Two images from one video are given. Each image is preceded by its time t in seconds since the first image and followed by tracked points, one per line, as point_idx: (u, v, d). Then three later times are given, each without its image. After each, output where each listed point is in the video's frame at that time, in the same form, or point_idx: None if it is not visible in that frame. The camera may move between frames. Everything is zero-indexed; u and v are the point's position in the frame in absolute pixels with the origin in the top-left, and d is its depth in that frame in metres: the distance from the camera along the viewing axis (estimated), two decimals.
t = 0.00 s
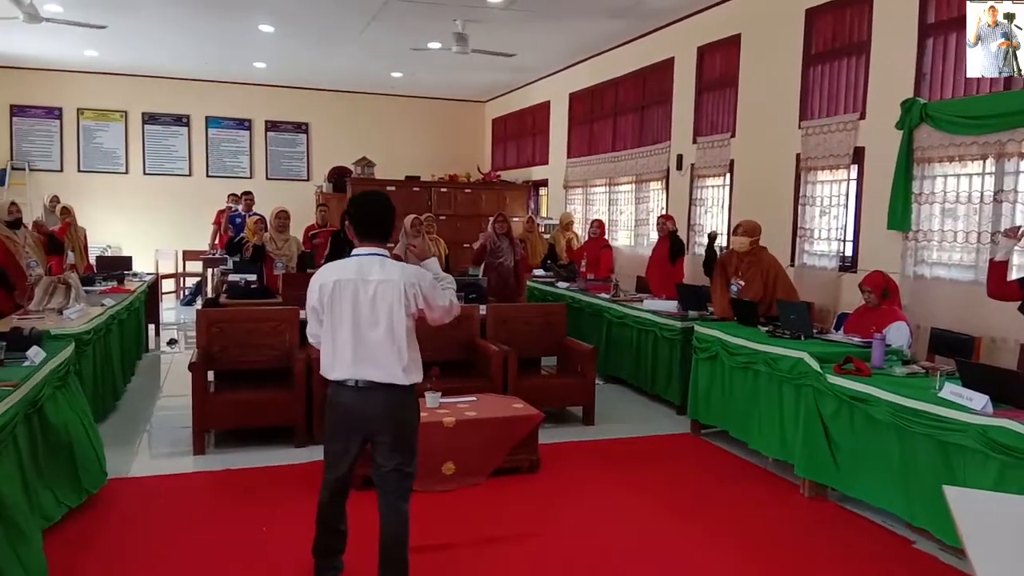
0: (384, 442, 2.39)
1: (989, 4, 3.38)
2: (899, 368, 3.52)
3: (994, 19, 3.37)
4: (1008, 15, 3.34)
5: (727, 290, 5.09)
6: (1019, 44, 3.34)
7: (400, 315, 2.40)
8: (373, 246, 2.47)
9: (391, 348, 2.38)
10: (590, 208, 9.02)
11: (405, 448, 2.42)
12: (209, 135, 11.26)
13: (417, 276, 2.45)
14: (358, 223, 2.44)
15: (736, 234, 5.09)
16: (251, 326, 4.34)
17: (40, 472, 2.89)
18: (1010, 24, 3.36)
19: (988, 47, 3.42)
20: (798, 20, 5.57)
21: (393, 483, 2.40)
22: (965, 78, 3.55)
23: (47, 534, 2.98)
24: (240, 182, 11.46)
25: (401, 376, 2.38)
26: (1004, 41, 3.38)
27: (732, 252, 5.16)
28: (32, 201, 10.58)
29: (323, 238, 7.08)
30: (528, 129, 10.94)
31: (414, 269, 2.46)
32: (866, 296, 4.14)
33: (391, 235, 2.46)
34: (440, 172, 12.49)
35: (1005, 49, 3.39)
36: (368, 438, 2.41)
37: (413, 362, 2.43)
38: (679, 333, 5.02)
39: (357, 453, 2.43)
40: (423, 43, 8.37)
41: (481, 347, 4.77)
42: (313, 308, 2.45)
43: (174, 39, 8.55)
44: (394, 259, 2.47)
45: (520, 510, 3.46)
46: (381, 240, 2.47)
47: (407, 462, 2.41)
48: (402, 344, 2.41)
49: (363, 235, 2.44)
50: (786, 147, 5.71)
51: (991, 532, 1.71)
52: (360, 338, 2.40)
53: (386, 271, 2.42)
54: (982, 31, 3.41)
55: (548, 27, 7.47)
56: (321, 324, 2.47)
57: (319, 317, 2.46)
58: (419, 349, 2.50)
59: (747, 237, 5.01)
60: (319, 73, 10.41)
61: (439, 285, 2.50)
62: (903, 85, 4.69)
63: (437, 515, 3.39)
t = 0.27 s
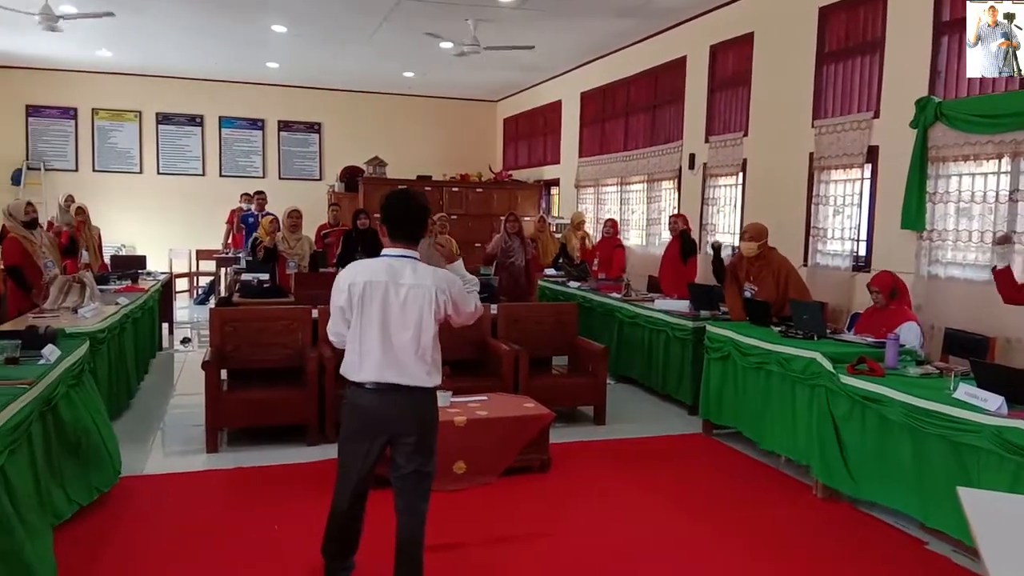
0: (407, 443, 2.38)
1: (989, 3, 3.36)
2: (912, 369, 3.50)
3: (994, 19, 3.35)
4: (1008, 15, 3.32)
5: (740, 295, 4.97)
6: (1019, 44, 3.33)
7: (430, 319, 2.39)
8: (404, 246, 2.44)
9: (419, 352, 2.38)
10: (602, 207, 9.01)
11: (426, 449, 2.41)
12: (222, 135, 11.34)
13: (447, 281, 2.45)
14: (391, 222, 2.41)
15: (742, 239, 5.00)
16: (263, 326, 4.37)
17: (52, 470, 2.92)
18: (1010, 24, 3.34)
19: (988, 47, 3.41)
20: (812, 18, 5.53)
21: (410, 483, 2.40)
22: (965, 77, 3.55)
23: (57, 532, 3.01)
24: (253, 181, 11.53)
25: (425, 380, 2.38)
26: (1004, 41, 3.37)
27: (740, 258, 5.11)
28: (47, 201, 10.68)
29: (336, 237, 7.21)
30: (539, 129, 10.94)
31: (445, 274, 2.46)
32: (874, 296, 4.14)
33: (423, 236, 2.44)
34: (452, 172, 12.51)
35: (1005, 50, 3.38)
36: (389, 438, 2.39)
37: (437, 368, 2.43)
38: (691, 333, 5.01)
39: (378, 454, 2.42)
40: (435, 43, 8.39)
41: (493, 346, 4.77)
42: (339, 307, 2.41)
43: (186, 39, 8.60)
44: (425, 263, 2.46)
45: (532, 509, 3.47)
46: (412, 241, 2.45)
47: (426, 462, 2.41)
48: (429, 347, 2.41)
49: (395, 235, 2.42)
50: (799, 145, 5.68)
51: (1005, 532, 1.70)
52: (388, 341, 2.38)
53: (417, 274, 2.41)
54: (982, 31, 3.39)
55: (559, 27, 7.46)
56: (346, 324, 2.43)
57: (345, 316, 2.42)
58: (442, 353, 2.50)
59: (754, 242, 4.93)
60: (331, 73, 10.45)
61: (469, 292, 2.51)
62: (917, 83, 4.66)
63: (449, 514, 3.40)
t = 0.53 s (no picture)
0: (423, 443, 2.39)
1: (990, 4, 3.42)
2: (928, 369, 3.47)
3: (994, 19, 3.40)
4: (1008, 15, 3.37)
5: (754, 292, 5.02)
6: (1019, 44, 3.37)
7: (447, 321, 2.41)
8: (422, 249, 2.45)
9: (436, 354, 2.39)
10: (615, 207, 9.00)
11: (440, 449, 2.42)
12: (237, 136, 11.42)
13: (464, 283, 2.46)
14: (407, 224, 2.41)
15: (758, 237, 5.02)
16: (278, 325, 4.40)
17: (68, 467, 2.95)
18: (1010, 24, 3.39)
19: (988, 47, 3.45)
20: (827, 17, 5.49)
21: (425, 483, 2.40)
22: (966, 78, 3.55)
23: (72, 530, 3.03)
24: (268, 181, 11.60)
25: (441, 381, 2.40)
26: (1004, 41, 3.41)
27: (756, 256, 5.11)
28: (65, 201, 10.80)
29: (349, 236, 7.26)
30: (553, 128, 10.94)
31: (462, 276, 2.47)
32: (885, 298, 4.12)
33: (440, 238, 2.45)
34: (465, 172, 12.54)
35: (1005, 50, 3.42)
36: (405, 438, 2.40)
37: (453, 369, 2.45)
38: (704, 333, 4.99)
39: (393, 454, 2.43)
40: (449, 44, 8.41)
41: (505, 346, 4.78)
42: (355, 308, 2.42)
43: (202, 41, 8.68)
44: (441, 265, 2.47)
45: (545, 509, 3.47)
46: (429, 242, 2.45)
47: (440, 462, 2.42)
48: (445, 350, 2.42)
49: (413, 238, 2.43)
50: (814, 145, 5.65)
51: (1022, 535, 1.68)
52: (404, 342, 2.39)
53: (433, 276, 2.42)
54: (982, 31, 3.43)
55: (573, 26, 7.45)
56: (362, 325, 2.44)
57: (362, 318, 2.43)
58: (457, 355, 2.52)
59: (770, 239, 4.93)
60: (345, 74, 10.50)
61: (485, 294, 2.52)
62: (934, 82, 4.62)
63: (461, 514, 3.41)
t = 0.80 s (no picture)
0: (431, 441, 2.40)
1: (990, 3, 3.54)
2: (945, 371, 3.44)
3: (994, 19, 3.54)
4: (1008, 15, 3.50)
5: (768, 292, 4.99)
6: (1019, 44, 3.51)
7: (452, 321, 2.40)
8: (427, 249, 2.45)
9: (442, 354, 2.39)
10: (629, 207, 8.98)
11: (449, 447, 2.43)
12: (253, 137, 11.50)
13: (470, 284, 2.46)
14: (414, 224, 2.42)
15: (779, 233, 5.00)
16: (293, 324, 4.43)
17: (84, 466, 2.98)
18: (1010, 25, 3.53)
19: (988, 47, 3.60)
20: (844, 15, 5.46)
21: (434, 482, 2.41)
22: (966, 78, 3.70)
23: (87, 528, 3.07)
24: (283, 182, 11.68)
25: (447, 381, 2.39)
26: (1004, 41, 3.55)
27: (774, 252, 5.09)
28: (82, 201, 10.91)
29: (363, 236, 7.29)
30: (566, 128, 10.94)
31: (468, 276, 2.46)
32: (898, 298, 4.10)
33: (445, 238, 2.45)
34: (478, 172, 12.56)
35: (1005, 50, 3.56)
36: (414, 436, 2.41)
37: (460, 369, 2.44)
38: (719, 333, 4.97)
39: (402, 452, 2.44)
40: (463, 44, 8.43)
41: (518, 346, 4.79)
42: (362, 309, 2.44)
43: (218, 42, 8.76)
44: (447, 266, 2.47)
45: (558, 509, 3.47)
46: (435, 242, 2.45)
47: (449, 461, 2.42)
48: (451, 350, 2.41)
49: (418, 238, 2.43)
50: (830, 144, 5.61)
51: None
52: (410, 342, 2.40)
53: (439, 277, 2.42)
54: (982, 30, 3.58)
55: (586, 26, 7.44)
56: (369, 325, 2.46)
57: (369, 318, 2.45)
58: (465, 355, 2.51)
59: (789, 236, 4.94)
60: (360, 74, 10.55)
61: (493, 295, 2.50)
62: (951, 81, 4.57)
63: (474, 513, 3.42)
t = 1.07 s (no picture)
0: (438, 440, 2.40)
1: (990, 4, 3.86)
2: (963, 372, 3.40)
3: (995, 19, 3.85)
4: (1007, 16, 3.80)
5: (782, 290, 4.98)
6: (1017, 44, 3.81)
7: (456, 319, 2.40)
8: (434, 248, 2.46)
9: (446, 353, 2.39)
10: (643, 206, 8.96)
11: (458, 445, 2.43)
12: (268, 136, 11.58)
13: (476, 283, 2.44)
14: (419, 224, 2.43)
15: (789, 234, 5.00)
16: (309, 323, 4.46)
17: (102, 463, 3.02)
18: (1009, 25, 3.83)
19: (989, 46, 3.94)
20: (861, 13, 5.42)
21: (445, 480, 2.41)
22: (969, 75, 4.08)
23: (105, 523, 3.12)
24: (298, 181, 11.75)
25: (452, 380, 2.39)
26: (1004, 40, 3.86)
27: (788, 253, 5.07)
28: (101, 201, 11.02)
29: (378, 236, 7.33)
30: (580, 127, 10.93)
31: (473, 274, 2.44)
32: (915, 299, 4.06)
33: (451, 236, 2.45)
34: (492, 172, 12.58)
35: (1005, 49, 3.88)
36: (422, 434, 2.42)
37: (465, 368, 2.43)
38: (734, 333, 4.94)
39: (411, 449, 2.45)
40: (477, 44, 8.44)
41: (532, 345, 4.79)
42: (371, 306, 2.48)
43: (236, 43, 8.85)
44: (454, 265, 2.46)
45: (571, 510, 3.46)
46: (441, 241, 2.45)
47: (458, 459, 2.42)
48: (456, 349, 2.41)
49: (425, 237, 2.44)
50: (846, 143, 5.57)
51: None
52: (415, 340, 2.40)
53: (444, 275, 2.42)
54: (983, 31, 3.92)
55: (600, 25, 7.42)
56: (378, 323, 2.49)
57: (377, 316, 2.48)
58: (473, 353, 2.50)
59: (800, 236, 4.92)
60: (375, 74, 10.60)
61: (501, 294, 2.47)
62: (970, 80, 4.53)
63: (487, 513, 3.42)
